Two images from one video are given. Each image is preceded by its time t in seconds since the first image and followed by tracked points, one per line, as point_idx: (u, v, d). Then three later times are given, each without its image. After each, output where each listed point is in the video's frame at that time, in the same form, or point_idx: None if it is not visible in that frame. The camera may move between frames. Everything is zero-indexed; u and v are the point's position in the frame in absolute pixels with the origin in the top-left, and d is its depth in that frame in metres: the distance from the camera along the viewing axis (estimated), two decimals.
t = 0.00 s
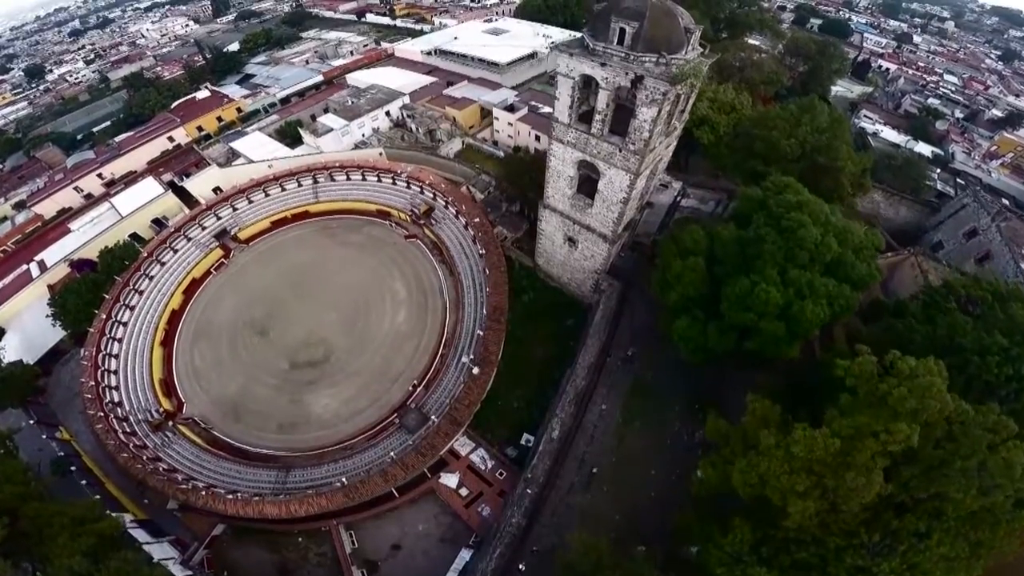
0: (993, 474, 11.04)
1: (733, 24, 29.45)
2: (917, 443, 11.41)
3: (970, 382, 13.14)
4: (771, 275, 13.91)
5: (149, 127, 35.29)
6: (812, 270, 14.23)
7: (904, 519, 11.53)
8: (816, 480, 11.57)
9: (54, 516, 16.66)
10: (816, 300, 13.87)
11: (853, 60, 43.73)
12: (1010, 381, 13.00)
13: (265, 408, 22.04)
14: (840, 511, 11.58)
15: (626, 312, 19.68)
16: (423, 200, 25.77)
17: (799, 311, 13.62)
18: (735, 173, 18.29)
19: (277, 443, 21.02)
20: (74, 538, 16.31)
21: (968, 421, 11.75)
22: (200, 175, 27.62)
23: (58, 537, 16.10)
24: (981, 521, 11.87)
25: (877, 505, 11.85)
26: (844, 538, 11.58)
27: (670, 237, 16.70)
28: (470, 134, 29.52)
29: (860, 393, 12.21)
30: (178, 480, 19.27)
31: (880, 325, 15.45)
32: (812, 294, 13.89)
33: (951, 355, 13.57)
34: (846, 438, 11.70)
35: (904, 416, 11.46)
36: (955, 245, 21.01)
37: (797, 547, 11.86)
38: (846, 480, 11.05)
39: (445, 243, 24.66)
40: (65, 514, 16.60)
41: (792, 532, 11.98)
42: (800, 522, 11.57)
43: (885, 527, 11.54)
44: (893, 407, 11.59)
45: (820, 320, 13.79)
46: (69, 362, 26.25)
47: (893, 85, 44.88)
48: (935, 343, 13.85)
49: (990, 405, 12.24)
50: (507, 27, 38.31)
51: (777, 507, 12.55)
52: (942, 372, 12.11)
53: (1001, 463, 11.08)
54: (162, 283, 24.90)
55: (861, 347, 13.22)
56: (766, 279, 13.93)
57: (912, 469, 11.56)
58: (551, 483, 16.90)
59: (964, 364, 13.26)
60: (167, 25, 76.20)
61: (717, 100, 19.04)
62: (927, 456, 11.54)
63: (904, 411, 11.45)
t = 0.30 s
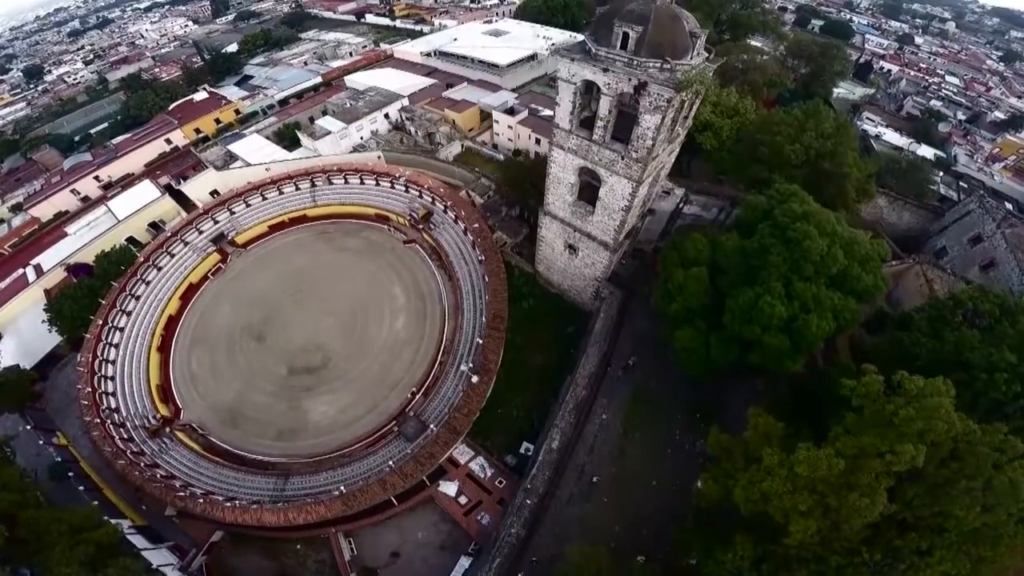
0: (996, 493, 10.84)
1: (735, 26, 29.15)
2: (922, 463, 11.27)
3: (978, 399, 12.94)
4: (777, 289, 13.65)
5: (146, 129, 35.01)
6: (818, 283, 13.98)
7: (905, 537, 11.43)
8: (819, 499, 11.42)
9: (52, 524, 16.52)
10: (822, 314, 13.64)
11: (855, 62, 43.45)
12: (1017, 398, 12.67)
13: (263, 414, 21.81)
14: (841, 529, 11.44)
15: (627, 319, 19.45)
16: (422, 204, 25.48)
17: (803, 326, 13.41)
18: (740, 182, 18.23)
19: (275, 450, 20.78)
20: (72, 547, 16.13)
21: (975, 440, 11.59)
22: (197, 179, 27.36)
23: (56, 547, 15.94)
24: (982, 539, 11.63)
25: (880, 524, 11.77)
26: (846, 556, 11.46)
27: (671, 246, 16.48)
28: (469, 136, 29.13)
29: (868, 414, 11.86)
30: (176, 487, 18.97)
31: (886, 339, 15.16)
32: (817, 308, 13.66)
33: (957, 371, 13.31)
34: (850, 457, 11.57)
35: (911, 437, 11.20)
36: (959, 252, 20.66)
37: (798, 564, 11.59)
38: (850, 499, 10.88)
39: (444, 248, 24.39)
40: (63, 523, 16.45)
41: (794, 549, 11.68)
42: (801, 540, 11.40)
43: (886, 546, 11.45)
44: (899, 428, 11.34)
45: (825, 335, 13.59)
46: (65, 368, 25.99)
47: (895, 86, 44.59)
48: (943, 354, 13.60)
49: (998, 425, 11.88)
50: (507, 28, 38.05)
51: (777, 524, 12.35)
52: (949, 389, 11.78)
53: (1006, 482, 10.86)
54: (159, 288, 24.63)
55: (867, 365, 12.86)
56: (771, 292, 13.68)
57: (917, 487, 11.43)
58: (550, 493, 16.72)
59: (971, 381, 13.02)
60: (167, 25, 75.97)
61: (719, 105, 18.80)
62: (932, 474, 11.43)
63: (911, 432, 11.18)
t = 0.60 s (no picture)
0: (1002, 513, 10.95)
1: (738, 28, 28.86)
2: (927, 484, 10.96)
3: (985, 415, 12.78)
4: (782, 303, 13.40)
5: (143, 131, 34.72)
6: (825, 297, 13.72)
7: (906, 556, 11.26)
8: (821, 519, 11.17)
9: (49, 533, 16.18)
10: (828, 329, 13.36)
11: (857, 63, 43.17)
12: None
13: (261, 422, 21.54)
14: (843, 548, 11.13)
15: (629, 327, 19.18)
16: (421, 209, 25.18)
17: (810, 341, 13.13)
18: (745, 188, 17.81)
19: (273, 457, 20.52)
20: (70, 557, 15.85)
21: (982, 460, 11.42)
22: (193, 182, 27.06)
23: (53, 558, 15.66)
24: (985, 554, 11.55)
25: (881, 542, 11.56)
26: (847, 573, 11.31)
27: (674, 257, 16.30)
28: (469, 139, 28.90)
29: (873, 435, 11.47)
30: (175, 494, 18.75)
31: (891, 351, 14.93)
32: (824, 323, 13.38)
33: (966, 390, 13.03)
34: (854, 478, 11.32)
35: (917, 459, 10.96)
36: (964, 258, 20.42)
37: None
38: (852, 519, 10.67)
39: (443, 254, 24.12)
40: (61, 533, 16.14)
41: (794, 566, 11.55)
42: (804, 561, 11.13)
43: (886, 565, 11.31)
44: (906, 450, 11.06)
45: (831, 349, 13.36)
46: (63, 373, 25.70)
47: (897, 88, 44.29)
48: (951, 367, 13.34)
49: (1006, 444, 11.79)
50: (507, 29, 37.80)
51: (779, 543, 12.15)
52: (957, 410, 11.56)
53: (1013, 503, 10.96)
54: (157, 294, 24.35)
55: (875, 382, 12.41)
56: (776, 306, 13.43)
57: (920, 506, 11.26)
58: (551, 504, 16.48)
59: (980, 399, 12.80)
60: (167, 26, 75.71)
61: (723, 109, 18.55)
62: (936, 494, 11.29)
63: (917, 454, 10.90)
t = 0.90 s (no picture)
0: (1010, 532, 10.83)
1: (740, 29, 28.54)
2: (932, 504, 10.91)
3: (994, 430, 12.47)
4: (788, 317, 13.11)
5: (141, 134, 34.41)
6: (831, 311, 13.46)
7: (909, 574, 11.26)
8: (824, 538, 11.19)
9: (48, 541, 15.88)
10: (834, 343, 13.07)
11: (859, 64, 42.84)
12: None
13: (259, 428, 21.29)
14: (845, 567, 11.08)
15: (630, 334, 18.91)
16: (420, 213, 24.90)
17: (815, 356, 12.87)
18: (752, 202, 18.01)
19: (271, 464, 20.28)
20: (68, 565, 15.54)
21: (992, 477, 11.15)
22: (190, 185, 26.71)
23: (51, 566, 15.33)
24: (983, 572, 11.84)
25: (883, 560, 11.56)
26: None
27: (677, 266, 16.11)
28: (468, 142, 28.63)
29: (878, 456, 11.28)
30: (173, 501, 18.50)
31: (897, 365, 14.61)
32: (830, 337, 13.12)
33: (973, 407, 12.67)
34: (859, 497, 11.24)
35: (923, 481, 10.80)
36: (969, 264, 20.10)
37: None
38: (855, 539, 10.65)
39: (442, 259, 23.88)
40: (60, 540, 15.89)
41: None
42: None
43: None
44: (912, 471, 10.88)
45: (837, 363, 13.14)
46: (60, 379, 25.43)
47: (899, 89, 43.94)
48: (960, 381, 13.01)
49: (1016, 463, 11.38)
50: (507, 30, 37.50)
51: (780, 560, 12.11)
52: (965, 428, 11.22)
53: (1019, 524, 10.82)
54: (153, 299, 24.02)
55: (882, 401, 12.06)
56: (783, 319, 13.14)
57: (924, 524, 11.21)
58: (551, 515, 16.23)
59: (988, 417, 12.43)
60: (166, 27, 75.46)
61: (727, 113, 18.23)
62: (940, 513, 11.21)
63: (924, 477, 10.77)
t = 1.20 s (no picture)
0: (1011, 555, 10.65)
1: (744, 30, 28.20)
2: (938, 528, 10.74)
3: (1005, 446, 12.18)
4: (794, 335, 12.81)
5: (138, 136, 34.08)
6: (838, 327, 13.21)
7: None
8: (825, 560, 11.05)
9: (47, 550, 15.65)
10: (841, 360, 12.85)
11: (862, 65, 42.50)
12: None
13: (257, 436, 21.02)
14: None
15: (632, 343, 18.61)
16: (419, 219, 24.60)
17: (821, 373, 12.62)
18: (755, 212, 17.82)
19: (270, 472, 20.03)
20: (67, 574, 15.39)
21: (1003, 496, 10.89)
22: (187, 189, 26.37)
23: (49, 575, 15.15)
24: None
25: None
26: None
27: (680, 277, 15.88)
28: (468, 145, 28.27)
29: (885, 479, 10.97)
30: (170, 510, 18.31)
31: (904, 381, 14.31)
32: (837, 354, 12.86)
33: (981, 426, 12.34)
34: (864, 521, 11.09)
35: (929, 505, 10.62)
36: (975, 272, 19.78)
37: None
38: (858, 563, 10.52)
39: (441, 266, 23.62)
40: (59, 550, 15.66)
41: None
42: None
43: None
44: (919, 495, 10.67)
45: (843, 381, 12.89)
46: (57, 385, 25.13)
47: (902, 90, 43.57)
48: (969, 396, 12.68)
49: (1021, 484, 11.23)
50: (508, 31, 37.15)
51: None
52: (974, 452, 10.94)
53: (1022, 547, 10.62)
54: (150, 305, 23.77)
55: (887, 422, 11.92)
56: (789, 336, 12.85)
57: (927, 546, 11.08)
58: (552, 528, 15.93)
59: (997, 437, 12.11)
60: (165, 27, 75.15)
61: (732, 119, 17.92)
62: (943, 535, 11.06)
63: (931, 502, 10.49)
